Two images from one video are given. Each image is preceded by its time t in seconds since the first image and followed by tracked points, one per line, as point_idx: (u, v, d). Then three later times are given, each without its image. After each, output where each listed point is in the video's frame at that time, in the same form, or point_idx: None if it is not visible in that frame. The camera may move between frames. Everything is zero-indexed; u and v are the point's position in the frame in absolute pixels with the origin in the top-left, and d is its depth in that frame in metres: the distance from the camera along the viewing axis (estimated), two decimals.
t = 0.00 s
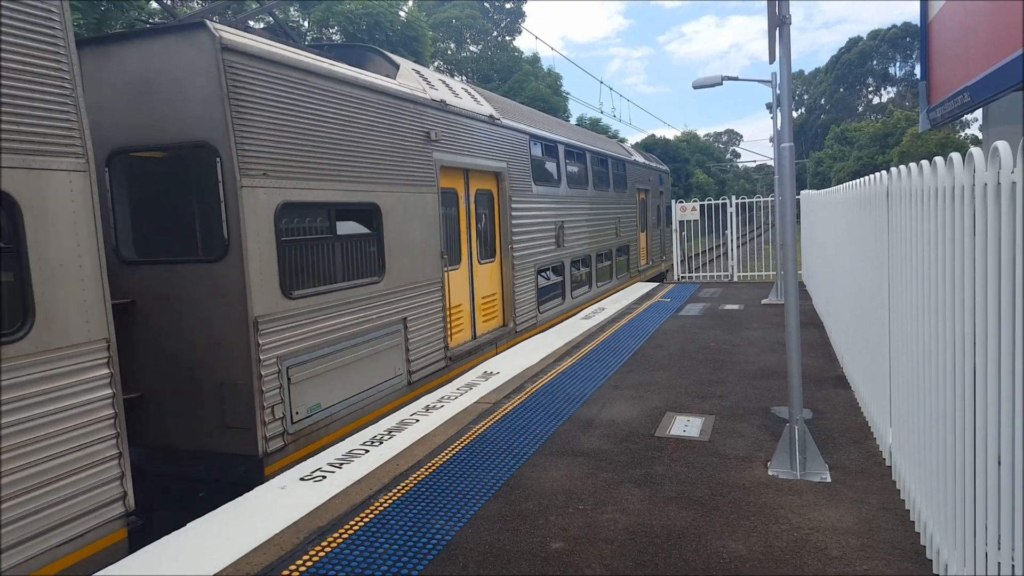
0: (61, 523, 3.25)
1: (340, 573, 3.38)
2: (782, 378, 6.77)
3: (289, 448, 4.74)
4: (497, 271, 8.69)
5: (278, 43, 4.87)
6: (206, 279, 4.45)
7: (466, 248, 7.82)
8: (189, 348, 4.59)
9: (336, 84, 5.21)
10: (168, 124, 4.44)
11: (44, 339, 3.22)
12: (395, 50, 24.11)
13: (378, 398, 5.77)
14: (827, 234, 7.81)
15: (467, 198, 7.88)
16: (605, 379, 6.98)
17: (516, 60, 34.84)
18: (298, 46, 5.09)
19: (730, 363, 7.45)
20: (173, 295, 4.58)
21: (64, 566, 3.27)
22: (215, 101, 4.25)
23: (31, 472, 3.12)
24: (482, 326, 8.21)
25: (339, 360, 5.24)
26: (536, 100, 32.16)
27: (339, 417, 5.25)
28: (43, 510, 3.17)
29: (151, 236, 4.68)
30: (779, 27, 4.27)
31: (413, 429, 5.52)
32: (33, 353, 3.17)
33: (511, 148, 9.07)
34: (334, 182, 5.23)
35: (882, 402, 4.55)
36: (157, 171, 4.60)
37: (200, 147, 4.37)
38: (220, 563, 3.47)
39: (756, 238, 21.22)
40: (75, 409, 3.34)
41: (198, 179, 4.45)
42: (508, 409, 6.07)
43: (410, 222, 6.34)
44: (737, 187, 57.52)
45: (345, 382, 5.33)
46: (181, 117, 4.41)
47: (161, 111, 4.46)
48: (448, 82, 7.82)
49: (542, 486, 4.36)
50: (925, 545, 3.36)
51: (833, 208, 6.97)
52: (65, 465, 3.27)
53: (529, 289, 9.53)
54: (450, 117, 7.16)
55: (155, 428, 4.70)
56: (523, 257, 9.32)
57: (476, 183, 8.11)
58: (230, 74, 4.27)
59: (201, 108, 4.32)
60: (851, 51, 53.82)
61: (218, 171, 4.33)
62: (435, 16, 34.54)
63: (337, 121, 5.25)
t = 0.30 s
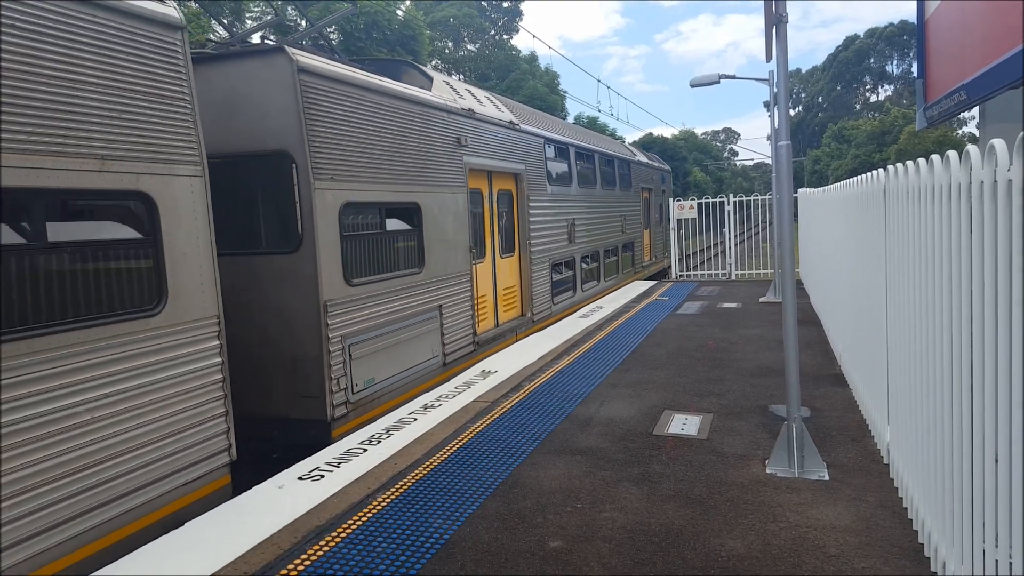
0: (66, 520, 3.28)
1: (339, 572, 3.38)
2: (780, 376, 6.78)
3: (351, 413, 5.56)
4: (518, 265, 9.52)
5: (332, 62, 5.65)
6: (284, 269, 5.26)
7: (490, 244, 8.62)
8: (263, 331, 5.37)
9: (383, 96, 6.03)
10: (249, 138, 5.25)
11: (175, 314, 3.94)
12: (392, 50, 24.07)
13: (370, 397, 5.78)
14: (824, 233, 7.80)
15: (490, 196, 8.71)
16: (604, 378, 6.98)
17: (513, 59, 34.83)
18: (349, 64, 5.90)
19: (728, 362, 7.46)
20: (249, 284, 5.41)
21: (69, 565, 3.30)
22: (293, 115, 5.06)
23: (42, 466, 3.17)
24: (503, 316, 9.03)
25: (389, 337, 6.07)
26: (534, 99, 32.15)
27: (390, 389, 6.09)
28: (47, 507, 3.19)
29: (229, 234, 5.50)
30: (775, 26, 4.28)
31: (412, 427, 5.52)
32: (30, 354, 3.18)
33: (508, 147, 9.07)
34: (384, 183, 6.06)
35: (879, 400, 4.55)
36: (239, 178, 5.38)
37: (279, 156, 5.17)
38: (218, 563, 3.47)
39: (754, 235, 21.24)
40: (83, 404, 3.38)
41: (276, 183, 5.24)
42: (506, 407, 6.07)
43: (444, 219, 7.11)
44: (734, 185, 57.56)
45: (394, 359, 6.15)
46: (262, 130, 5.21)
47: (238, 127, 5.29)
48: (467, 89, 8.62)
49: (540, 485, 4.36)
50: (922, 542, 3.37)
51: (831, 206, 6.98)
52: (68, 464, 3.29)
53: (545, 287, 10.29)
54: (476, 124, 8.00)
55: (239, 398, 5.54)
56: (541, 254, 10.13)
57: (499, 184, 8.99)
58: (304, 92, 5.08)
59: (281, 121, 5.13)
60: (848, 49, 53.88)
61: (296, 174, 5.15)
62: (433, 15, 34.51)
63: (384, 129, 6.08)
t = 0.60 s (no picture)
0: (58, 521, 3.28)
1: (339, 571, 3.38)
2: (780, 376, 6.78)
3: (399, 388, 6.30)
4: (536, 260, 10.17)
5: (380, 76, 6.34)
6: (345, 261, 6.01)
7: (513, 241, 9.34)
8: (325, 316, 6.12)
9: (424, 108, 6.79)
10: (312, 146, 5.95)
11: (269, 297, 4.72)
12: (391, 49, 24.08)
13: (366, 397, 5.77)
14: (823, 233, 7.80)
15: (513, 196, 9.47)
16: (603, 378, 6.99)
17: (513, 59, 34.82)
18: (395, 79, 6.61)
19: (727, 362, 7.46)
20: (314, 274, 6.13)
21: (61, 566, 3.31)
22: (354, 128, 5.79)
23: (41, 465, 3.20)
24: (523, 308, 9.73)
25: (430, 322, 6.83)
26: (533, 98, 32.16)
27: (431, 367, 6.84)
28: (37, 510, 3.18)
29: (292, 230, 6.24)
30: (773, 26, 4.28)
31: (411, 427, 5.52)
32: (25, 353, 3.16)
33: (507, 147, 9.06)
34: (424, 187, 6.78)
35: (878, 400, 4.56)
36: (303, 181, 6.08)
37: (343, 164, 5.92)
38: (217, 563, 3.46)
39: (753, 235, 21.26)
40: (78, 405, 3.39)
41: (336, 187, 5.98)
42: (505, 407, 6.07)
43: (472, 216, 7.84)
44: (733, 185, 57.60)
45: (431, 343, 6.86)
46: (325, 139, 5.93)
47: (307, 137, 5.95)
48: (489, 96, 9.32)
49: (539, 485, 4.36)
50: (921, 542, 3.37)
51: (830, 207, 6.99)
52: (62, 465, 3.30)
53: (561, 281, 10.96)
54: (501, 131, 8.78)
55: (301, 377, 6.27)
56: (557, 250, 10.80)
57: (521, 185, 9.71)
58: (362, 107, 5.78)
59: (343, 133, 5.85)
60: (848, 49, 53.95)
61: (357, 179, 5.88)
62: (432, 15, 34.52)
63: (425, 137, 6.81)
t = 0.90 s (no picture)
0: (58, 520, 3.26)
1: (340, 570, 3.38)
2: (779, 375, 6.78)
3: (442, 366, 7.14)
4: (552, 256, 10.80)
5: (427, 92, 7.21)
6: (395, 253, 6.86)
7: (531, 236, 9.92)
8: (379, 302, 6.99)
9: (461, 119, 7.62)
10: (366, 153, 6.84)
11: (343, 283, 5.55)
12: (390, 50, 24.16)
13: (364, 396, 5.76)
14: (823, 232, 7.79)
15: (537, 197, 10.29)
16: (602, 377, 6.99)
17: (512, 58, 34.81)
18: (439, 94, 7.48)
19: (726, 361, 7.46)
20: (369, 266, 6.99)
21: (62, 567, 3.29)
22: (405, 137, 6.65)
23: (100, 444, 3.50)
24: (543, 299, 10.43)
25: (465, 309, 7.65)
26: (533, 98, 32.20)
27: (466, 349, 7.67)
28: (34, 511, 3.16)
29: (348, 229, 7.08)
30: (773, 25, 4.29)
31: (411, 426, 5.52)
32: (84, 340, 3.44)
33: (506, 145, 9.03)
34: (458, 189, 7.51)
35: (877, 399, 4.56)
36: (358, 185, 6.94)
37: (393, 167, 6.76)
38: (216, 563, 3.46)
39: (753, 235, 21.26)
40: (151, 383, 3.82)
41: (386, 187, 6.84)
42: (505, 406, 6.07)
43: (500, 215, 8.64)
44: (733, 184, 57.62)
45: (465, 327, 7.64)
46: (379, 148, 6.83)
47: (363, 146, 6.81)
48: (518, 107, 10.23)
49: (539, 484, 4.36)
50: (920, 541, 3.37)
51: (829, 206, 6.98)
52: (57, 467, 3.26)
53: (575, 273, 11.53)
54: (525, 137, 9.58)
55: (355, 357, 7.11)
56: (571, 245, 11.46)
57: (540, 186, 10.34)
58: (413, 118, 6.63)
59: (395, 141, 6.70)
60: (847, 48, 53.96)
61: (407, 183, 6.71)
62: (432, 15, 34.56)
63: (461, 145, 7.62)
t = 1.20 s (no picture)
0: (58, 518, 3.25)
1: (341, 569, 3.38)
2: (780, 374, 6.78)
3: (477, 348, 8.10)
4: (569, 251, 11.63)
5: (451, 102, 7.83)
6: (438, 248, 7.84)
7: (552, 233, 10.85)
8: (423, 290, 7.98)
9: (491, 126, 8.62)
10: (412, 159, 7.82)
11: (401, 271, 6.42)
12: (391, 49, 24.24)
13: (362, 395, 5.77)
14: (823, 231, 7.77)
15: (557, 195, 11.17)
16: (603, 376, 6.99)
17: (512, 57, 34.82)
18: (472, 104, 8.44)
19: (726, 360, 7.46)
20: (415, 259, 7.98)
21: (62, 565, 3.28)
22: (446, 144, 7.65)
23: (232, 395, 4.38)
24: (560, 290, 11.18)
25: (496, 297, 8.60)
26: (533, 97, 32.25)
27: (498, 333, 8.60)
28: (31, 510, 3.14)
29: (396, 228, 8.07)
30: (773, 24, 4.28)
31: (410, 425, 5.52)
32: (221, 312, 4.33)
33: (505, 144, 9.02)
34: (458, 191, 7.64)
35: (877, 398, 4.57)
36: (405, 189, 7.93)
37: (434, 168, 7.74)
38: (216, 562, 3.46)
39: (753, 234, 21.25)
40: (268, 348, 4.74)
41: (430, 189, 7.83)
42: (505, 405, 6.08)
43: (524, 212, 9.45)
44: (733, 184, 57.62)
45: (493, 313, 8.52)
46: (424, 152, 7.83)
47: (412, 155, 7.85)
48: (539, 113, 11.16)
49: (539, 484, 4.36)
50: (920, 540, 3.37)
51: (829, 205, 6.97)
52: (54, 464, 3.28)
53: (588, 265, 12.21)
54: (545, 140, 10.49)
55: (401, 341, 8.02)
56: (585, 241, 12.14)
57: (558, 185, 11.21)
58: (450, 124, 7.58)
59: (438, 149, 7.71)
60: (847, 47, 53.95)
61: (448, 184, 7.69)
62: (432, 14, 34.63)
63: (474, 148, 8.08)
